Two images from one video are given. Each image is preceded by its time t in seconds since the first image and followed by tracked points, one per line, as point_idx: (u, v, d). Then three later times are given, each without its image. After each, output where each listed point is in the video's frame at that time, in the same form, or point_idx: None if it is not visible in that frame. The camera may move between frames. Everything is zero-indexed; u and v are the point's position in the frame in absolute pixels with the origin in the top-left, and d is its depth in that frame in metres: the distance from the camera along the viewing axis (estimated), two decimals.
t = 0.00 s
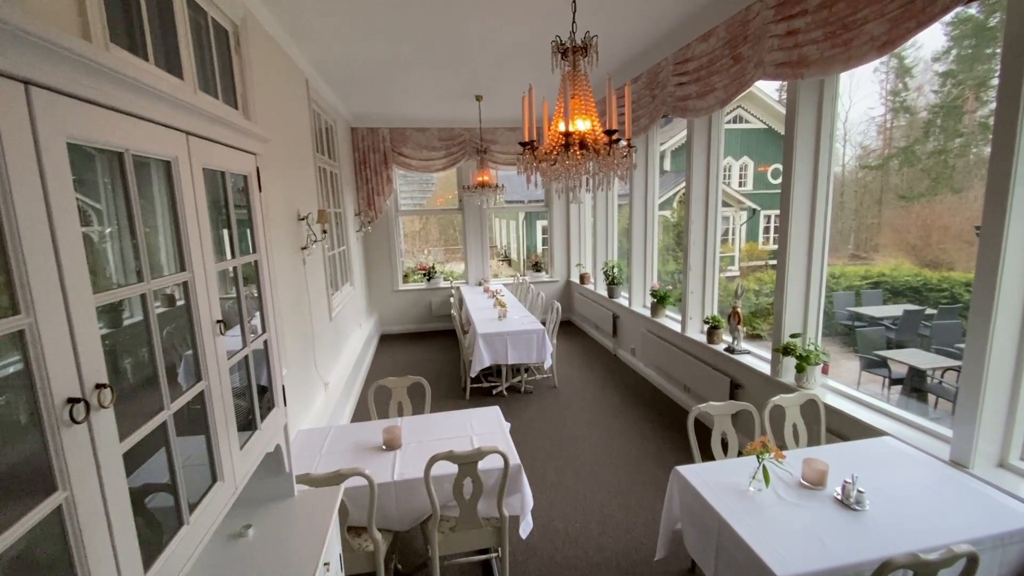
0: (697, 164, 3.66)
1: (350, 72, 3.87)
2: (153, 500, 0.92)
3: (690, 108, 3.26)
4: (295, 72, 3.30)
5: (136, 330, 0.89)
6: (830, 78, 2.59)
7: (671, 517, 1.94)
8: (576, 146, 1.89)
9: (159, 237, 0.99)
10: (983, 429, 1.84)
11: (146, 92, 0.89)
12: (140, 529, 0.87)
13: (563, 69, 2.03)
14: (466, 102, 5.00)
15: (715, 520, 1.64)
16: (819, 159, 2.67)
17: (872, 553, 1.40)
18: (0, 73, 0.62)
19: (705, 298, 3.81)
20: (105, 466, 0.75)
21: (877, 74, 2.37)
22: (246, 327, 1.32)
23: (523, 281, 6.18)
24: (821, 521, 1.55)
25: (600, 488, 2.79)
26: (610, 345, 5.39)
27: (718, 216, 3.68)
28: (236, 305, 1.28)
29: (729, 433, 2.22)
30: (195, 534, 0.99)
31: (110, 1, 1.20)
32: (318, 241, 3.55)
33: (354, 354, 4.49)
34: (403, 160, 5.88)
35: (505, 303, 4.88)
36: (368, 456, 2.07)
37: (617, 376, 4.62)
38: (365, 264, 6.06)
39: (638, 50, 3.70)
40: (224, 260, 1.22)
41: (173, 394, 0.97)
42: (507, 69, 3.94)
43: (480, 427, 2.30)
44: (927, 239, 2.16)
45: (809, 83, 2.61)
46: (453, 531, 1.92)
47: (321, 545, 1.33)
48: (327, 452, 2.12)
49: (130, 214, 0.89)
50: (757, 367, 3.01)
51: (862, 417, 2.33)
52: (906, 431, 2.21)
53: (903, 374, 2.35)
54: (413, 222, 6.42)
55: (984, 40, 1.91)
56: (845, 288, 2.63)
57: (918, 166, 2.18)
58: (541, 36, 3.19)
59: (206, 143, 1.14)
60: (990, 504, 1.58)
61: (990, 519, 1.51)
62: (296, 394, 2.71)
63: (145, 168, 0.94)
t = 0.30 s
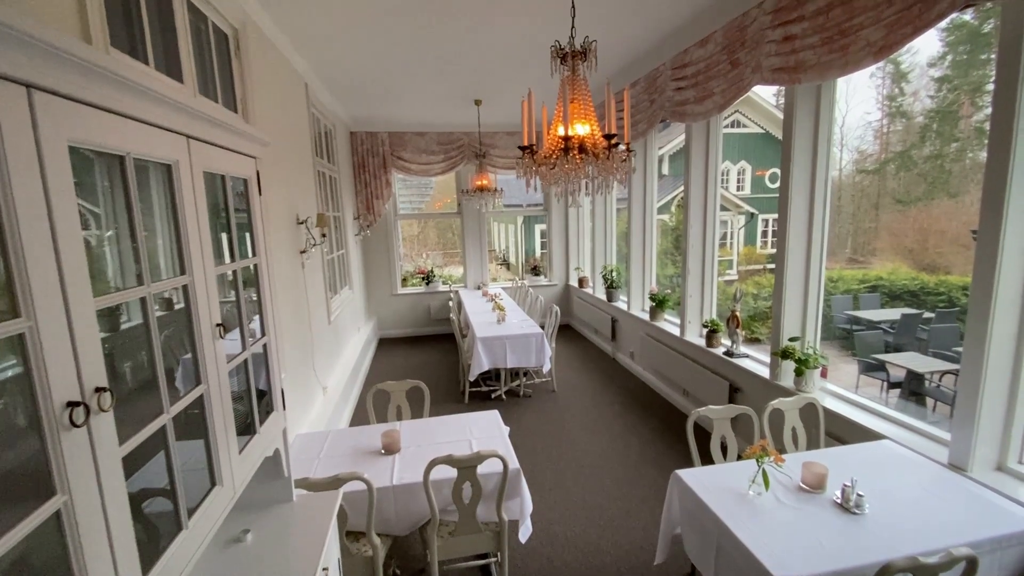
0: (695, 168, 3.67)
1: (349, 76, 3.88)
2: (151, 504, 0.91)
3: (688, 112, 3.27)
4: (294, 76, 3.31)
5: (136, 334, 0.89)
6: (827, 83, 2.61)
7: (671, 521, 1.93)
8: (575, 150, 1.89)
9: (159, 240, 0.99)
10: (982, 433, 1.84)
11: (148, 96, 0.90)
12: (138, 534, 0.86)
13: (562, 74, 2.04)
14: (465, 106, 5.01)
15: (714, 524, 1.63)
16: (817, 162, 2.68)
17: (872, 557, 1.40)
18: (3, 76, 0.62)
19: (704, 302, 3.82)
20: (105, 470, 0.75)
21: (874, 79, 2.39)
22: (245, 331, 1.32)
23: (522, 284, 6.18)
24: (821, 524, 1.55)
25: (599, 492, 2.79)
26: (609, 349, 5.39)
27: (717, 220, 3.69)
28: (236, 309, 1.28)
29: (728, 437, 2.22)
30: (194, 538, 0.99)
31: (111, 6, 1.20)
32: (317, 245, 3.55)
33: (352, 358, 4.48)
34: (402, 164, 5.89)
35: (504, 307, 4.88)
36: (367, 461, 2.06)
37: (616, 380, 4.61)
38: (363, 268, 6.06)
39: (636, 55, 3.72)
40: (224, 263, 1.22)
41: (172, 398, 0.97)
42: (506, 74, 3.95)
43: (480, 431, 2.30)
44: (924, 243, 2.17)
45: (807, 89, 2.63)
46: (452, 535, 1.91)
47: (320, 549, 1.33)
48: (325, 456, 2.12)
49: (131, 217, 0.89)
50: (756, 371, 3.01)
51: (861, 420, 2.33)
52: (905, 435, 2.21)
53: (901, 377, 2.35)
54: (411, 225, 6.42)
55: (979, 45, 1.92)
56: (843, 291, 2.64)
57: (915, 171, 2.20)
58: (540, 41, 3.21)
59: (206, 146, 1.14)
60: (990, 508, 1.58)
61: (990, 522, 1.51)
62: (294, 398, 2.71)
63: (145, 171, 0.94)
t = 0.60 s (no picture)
0: (689, 174, 3.69)
1: (344, 82, 3.88)
2: (140, 515, 0.90)
3: (681, 119, 3.30)
4: (289, 80, 3.30)
5: (126, 343, 0.88)
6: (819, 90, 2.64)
7: (666, 528, 1.93)
8: (569, 156, 1.90)
9: (151, 247, 0.98)
10: (973, 438, 1.85)
11: (140, 103, 0.89)
12: (127, 545, 0.85)
13: (556, 81, 2.05)
14: (460, 112, 5.02)
15: (709, 531, 1.63)
16: (809, 168, 2.70)
17: (866, 563, 1.40)
18: None
19: (698, 307, 3.83)
20: (93, 482, 0.74)
21: (864, 86, 2.42)
22: (238, 338, 1.31)
23: (517, 289, 6.17)
24: (815, 531, 1.55)
25: (593, 498, 2.78)
26: (604, 354, 5.39)
27: (710, 226, 3.71)
28: (229, 315, 1.27)
29: (723, 443, 2.22)
30: (185, 549, 0.98)
31: (104, 11, 1.20)
32: (311, 250, 3.54)
33: (346, 363, 4.46)
34: (397, 169, 5.88)
35: (498, 312, 4.87)
36: (360, 468, 2.05)
37: (611, 385, 4.61)
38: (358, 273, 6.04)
39: (630, 62, 3.75)
40: (217, 270, 1.21)
41: (163, 407, 0.96)
42: (500, 80, 3.97)
43: (475, 437, 2.29)
44: (915, 248, 2.19)
45: (799, 96, 2.65)
46: (447, 543, 1.90)
47: (312, 559, 1.31)
48: (318, 463, 2.10)
49: (122, 225, 0.88)
50: (750, 376, 3.02)
51: (854, 426, 2.34)
52: (898, 440, 2.22)
53: (893, 382, 2.36)
54: (406, 230, 6.41)
55: (968, 54, 1.95)
56: (836, 296, 2.65)
57: (905, 177, 2.22)
58: (535, 47, 3.23)
59: (199, 152, 1.13)
60: (982, 513, 1.59)
61: (983, 528, 1.52)
62: (287, 405, 2.69)
63: (137, 178, 0.93)
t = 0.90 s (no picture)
0: (682, 180, 3.72)
1: (339, 88, 3.89)
2: (133, 523, 0.89)
3: (674, 126, 3.33)
4: (284, 86, 3.31)
5: (122, 350, 0.88)
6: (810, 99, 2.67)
7: (660, 533, 1.93)
8: (564, 163, 1.91)
9: (146, 254, 0.98)
10: (963, 443, 1.88)
11: (136, 109, 0.89)
12: (120, 554, 0.84)
13: (550, 88, 2.07)
14: (455, 118, 5.04)
15: (703, 536, 1.64)
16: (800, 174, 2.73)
17: (858, 566, 1.41)
18: None
19: (692, 312, 3.85)
20: (87, 490, 0.74)
21: (853, 94, 2.46)
22: (232, 344, 1.31)
23: (511, 295, 6.18)
24: (808, 535, 1.56)
25: (588, 503, 2.78)
26: (599, 359, 5.40)
27: (703, 232, 3.74)
28: (223, 321, 1.27)
29: (717, 448, 2.23)
30: (179, 556, 0.97)
31: (98, 18, 1.20)
32: (306, 256, 3.53)
33: (340, 369, 4.44)
34: (392, 175, 5.89)
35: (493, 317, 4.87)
36: (355, 475, 2.04)
37: (605, 390, 4.62)
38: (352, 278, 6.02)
39: (624, 69, 3.79)
40: (212, 277, 1.21)
41: (157, 414, 0.95)
42: (495, 86, 3.99)
43: (469, 443, 2.29)
44: (904, 254, 2.22)
45: (789, 103, 2.69)
46: (441, 550, 1.89)
47: (305, 567, 1.30)
48: (312, 470, 2.09)
49: (117, 232, 0.88)
50: (744, 381, 3.03)
51: (846, 430, 2.36)
52: (889, 444, 2.24)
53: (885, 387, 2.39)
54: (401, 235, 6.40)
55: (954, 63, 1.99)
56: (827, 301, 2.68)
57: (894, 183, 2.26)
58: (530, 54, 3.25)
59: (194, 159, 1.13)
60: (973, 516, 1.60)
61: (973, 531, 1.53)
62: (281, 411, 2.67)
63: (133, 184, 0.93)
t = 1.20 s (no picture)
0: (672, 186, 3.75)
1: (329, 93, 3.88)
2: (128, 534, 0.87)
3: (664, 133, 3.36)
4: (274, 91, 3.29)
5: (118, 359, 0.86)
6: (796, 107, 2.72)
7: (655, 538, 1.93)
8: (558, 169, 1.91)
9: (142, 260, 0.96)
10: (951, 444, 1.91)
11: (133, 115, 0.88)
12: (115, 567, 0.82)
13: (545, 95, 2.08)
14: (446, 124, 5.05)
15: (699, 540, 1.64)
16: (788, 180, 2.77)
17: (853, 569, 1.42)
18: None
19: (682, 316, 3.87)
20: (83, 502, 0.72)
21: (836, 101, 2.51)
22: (226, 352, 1.29)
23: (502, 300, 6.18)
24: (802, 537, 1.57)
25: (582, 509, 2.78)
26: (590, 364, 5.41)
27: (693, 237, 3.78)
28: (218, 329, 1.25)
29: (710, 452, 2.24)
30: (174, 568, 0.95)
31: (89, 22, 1.19)
32: (296, 262, 3.50)
33: (330, 376, 4.39)
34: (382, 181, 5.87)
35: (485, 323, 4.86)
36: (348, 483, 2.02)
37: (597, 395, 4.63)
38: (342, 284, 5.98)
39: (613, 76, 3.83)
40: (207, 284, 1.20)
41: (153, 424, 0.94)
42: (486, 92, 4.00)
43: (463, 450, 2.28)
44: (888, 258, 2.26)
45: (777, 110, 2.73)
46: (436, 558, 1.87)
47: None
48: (305, 479, 2.06)
49: (113, 238, 0.87)
50: (735, 385, 3.06)
51: (836, 432, 2.39)
52: (878, 446, 2.27)
53: (871, 389, 2.42)
54: (390, 241, 6.38)
55: (934, 72, 2.04)
56: (814, 305, 2.72)
57: (877, 189, 2.31)
58: (521, 60, 3.27)
59: (189, 165, 1.12)
60: (963, 517, 1.63)
61: (963, 531, 1.56)
62: (270, 419, 2.64)
63: (129, 190, 0.92)
